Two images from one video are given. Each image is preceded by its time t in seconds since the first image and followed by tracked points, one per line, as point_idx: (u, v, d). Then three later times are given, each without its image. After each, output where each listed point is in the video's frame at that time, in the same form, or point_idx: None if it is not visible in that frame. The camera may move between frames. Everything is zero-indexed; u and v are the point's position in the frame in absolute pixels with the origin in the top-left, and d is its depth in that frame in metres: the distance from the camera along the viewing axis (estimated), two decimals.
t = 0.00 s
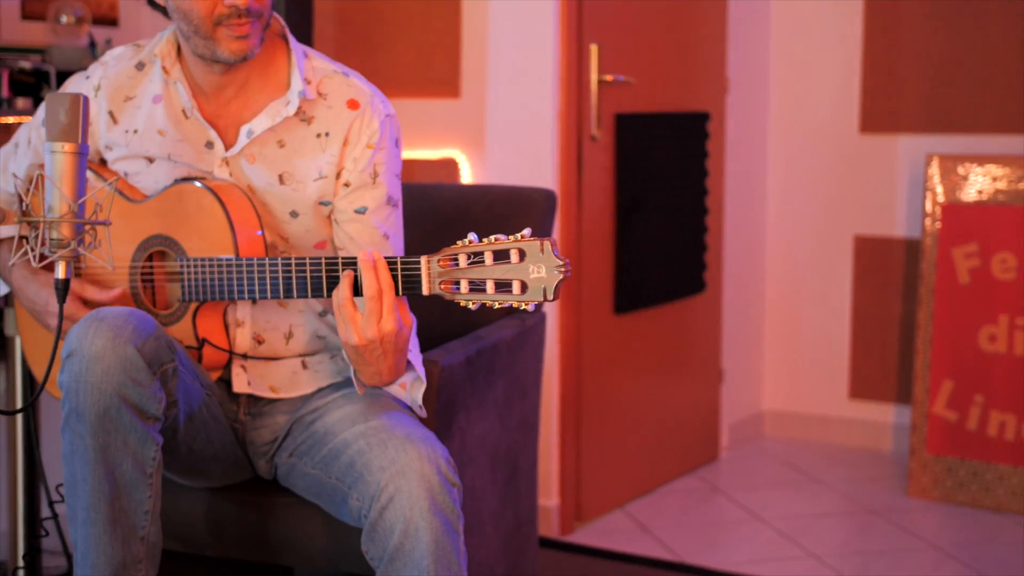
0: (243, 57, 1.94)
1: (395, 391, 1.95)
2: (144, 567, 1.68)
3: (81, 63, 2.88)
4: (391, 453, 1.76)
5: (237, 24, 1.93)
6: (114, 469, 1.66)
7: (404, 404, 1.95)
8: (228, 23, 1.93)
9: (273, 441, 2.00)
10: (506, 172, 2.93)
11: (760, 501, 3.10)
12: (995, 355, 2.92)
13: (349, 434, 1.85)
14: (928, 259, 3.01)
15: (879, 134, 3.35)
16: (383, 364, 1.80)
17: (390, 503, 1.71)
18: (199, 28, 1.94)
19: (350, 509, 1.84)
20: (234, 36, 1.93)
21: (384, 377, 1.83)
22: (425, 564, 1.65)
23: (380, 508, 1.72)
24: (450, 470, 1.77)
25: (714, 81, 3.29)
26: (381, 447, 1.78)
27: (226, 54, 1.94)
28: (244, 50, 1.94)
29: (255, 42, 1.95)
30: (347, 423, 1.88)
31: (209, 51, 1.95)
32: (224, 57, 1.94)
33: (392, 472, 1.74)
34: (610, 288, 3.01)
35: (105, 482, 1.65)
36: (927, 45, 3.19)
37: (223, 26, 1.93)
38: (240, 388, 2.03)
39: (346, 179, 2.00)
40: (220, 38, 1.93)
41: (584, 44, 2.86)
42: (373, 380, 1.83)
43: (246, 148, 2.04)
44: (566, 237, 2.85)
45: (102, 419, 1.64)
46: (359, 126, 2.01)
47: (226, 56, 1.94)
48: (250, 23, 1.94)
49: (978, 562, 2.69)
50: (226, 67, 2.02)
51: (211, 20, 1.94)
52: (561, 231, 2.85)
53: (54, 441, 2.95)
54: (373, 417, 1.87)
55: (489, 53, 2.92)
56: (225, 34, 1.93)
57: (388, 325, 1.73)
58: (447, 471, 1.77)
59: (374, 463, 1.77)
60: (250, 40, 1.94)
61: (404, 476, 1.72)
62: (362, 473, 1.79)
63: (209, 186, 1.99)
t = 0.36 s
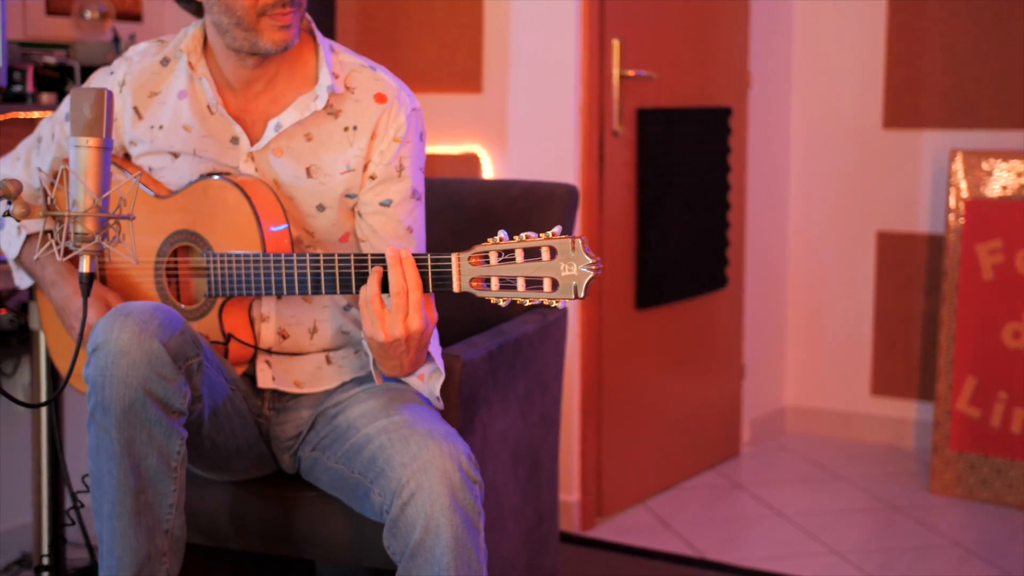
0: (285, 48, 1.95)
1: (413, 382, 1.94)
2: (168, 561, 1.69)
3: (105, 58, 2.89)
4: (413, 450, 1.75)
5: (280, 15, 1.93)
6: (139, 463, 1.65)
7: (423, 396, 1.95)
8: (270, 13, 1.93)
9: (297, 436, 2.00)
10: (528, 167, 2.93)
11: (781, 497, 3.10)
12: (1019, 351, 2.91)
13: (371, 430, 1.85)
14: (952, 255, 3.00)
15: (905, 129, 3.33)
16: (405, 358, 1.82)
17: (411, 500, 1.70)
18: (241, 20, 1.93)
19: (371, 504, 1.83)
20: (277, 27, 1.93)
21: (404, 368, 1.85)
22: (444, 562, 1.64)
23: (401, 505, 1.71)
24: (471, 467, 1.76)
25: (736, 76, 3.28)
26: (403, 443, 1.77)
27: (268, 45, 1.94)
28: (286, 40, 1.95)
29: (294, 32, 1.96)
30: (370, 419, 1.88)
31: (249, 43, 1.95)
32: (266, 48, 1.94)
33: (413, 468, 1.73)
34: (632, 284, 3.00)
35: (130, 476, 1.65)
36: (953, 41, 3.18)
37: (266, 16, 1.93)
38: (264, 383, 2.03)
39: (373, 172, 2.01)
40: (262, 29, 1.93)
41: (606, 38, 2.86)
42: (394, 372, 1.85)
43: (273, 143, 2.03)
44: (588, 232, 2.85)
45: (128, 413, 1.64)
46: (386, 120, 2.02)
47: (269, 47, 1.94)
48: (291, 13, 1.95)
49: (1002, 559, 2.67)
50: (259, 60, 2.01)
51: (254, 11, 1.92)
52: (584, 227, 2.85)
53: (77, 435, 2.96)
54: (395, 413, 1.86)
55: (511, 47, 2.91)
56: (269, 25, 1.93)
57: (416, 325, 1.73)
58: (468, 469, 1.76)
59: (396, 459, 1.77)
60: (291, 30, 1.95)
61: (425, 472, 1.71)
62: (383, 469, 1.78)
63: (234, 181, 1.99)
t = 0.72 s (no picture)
0: (310, 44, 1.95)
1: (430, 374, 1.96)
2: (191, 555, 1.70)
3: (130, 55, 2.91)
4: (438, 446, 1.75)
5: (306, 12, 1.93)
6: (163, 457, 1.66)
7: (439, 388, 1.96)
8: (297, 10, 1.93)
9: (320, 432, 2.00)
10: (551, 163, 2.93)
11: (804, 494, 3.09)
12: None
13: (396, 426, 1.85)
14: (977, 251, 2.99)
15: (927, 126, 3.33)
16: (420, 350, 1.80)
17: (437, 496, 1.69)
18: (267, 16, 1.93)
19: (395, 500, 1.83)
20: (302, 24, 1.93)
21: (418, 360, 1.83)
22: (470, 559, 1.64)
23: (426, 501, 1.70)
24: (496, 463, 1.76)
25: (758, 71, 3.27)
26: (429, 439, 1.77)
27: (293, 42, 1.94)
28: (310, 37, 1.95)
29: (319, 29, 1.96)
30: (394, 415, 1.87)
31: (275, 39, 1.95)
32: (291, 45, 1.94)
33: (438, 464, 1.72)
34: (655, 281, 3.00)
35: (154, 470, 1.65)
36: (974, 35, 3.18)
37: (292, 13, 1.92)
38: (287, 378, 2.03)
39: (395, 165, 2.00)
40: (288, 25, 1.93)
41: (630, 33, 2.84)
42: (408, 363, 1.82)
43: (297, 137, 2.04)
44: (610, 229, 2.84)
45: (152, 408, 1.64)
46: (409, 114, 2.02)
47: (294, 44, 1.94)
48: (316, 11, 1.94)
49: None
50: (283, 56, 2.01)
51: (279, 7, 1.92)
52: (607, 224, 2.84)
53: (103, 427, 2.99)
54: (419, 410, 1.86)
55: (534, 43, 2.91)
56: (295, 22, 1.93)
57: (433, 320, 1.73)
58: (494, 466, 1.76)
59: (421, 455, 1.76)
60: (316, 27, 1.95)
61: (451, 469, 1.70)
62: (408, 465, 1.78)
63: (257, 176, 2.00)
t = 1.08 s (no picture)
0: (330, 43, 1.95)
1: (457, 356, 1.97)
2: (213, 549, 1.71)
3: (153, 50, 2.92)
4: (456, 440, 1.75)
5: (327, 11, 1.93)
6: (185, 452, 1.66)
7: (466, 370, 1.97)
8: (318, 10, 1.93)
9: (341, 427, 2.00)
10: (571, 160, 2.92)
11: (825, 492, 3.08)
12: None
13: (414, 420, 1.85)
14: (1001, 249, 2.98)
15: (953, 123, 3.32)
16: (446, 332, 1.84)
17: (456, 489, 1.70)
18: (289, 15, 1.93)
19: (414, 494, 1.83)
20: (323, 23, 1.93)
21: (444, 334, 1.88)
22: (489, 551, 1.63)
23: (445, 494, 1.71)
24: (515, 456, 1.75)
25: (778, 68, 3.26)
26: (447, 433, 1.77)
27: (314, 41, 1.94)
28: (332, 36, 1.95)
29: (341, 29, 1.96)
30: (413, 410, 1.88)
31: (297, 38, 1.95)
32: (312, 44, 1.94)
33: (457, 457, 1.72)
34: (676, 278, 3.00)
35: (175, 464, 1.66)
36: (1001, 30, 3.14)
37: (313, 12, 1.93)
38: (310, 373, 2.03)
39: (419, 161, 1.99)
40: (309, 24, 1.93)
41: (652, 31, 2.84)
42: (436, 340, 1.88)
43: (318, 132, 2.03)
44: (631, 226, 2.84)
45: (172, 402, 1.65)
46: (432, 109, 2.01)
47: (315, 43, 1.94)
48: (338, 10, 1.94)
49: None
50: (303, 54, 2.02)
51: (301, 7, 1.93)
52: (627, 221, 2.84)
53: (126, 422, 3.00)
54: (438, 404, 1.86)
55: (555, 40, 2.91)
56: (315, 20, 1.93)
57: (461, 316, 1.76)
58: (512, 458, 1.75)
59: (440, 449, 1.76)
60: (338, 26, 1.95)
61: (469, 461, 1.70)
62: (427, 459, 1.78)
63: (278, 174, 2.00)
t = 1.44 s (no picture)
0: (344, 28, 1.93)
1: (511, 329, 1.98)
2: (235, 546, 1.71)
3: (175, 49, 2.90)
4: (477, 439, 1.75)
5: None
6: (207, 449, 1.67)
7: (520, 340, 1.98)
8: None
9: (363, 425, 1.99)
10: (592, 158, 2.92)
11: (846, 491, 3.08)
12: None
13: (435, 419, 1.85)
14: None
15: (975, 122, 3.34)
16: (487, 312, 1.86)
17: (476, 488, 1.69)
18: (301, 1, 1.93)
19: (435, 493, 1.83)
20: (335, 7, 1.92)
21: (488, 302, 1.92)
22: (509, 551, 1.63)
23: (465, 493, 1.71)
24: (536, 456, 1.75)
25: (799, 67, 3.25)
26: (468, 432, 1.77)
27: (328, 27, 1.93)
28: (345, 21, 1.93)
29: (355, 14, 1.94)
30: (434, 408, 1.88)
31: (311, 25, 1.94)
32: (326, 30, 1.93)
33: (477, 456, 1.72)
34: (697, 276, 2.99)
35: (197, 462, 1.66)
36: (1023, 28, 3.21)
37: None
38: (331, 371, 2.02)
39: (447, 152, 2.00)
40: (321, 9, 1.92)
41: (672, 28, 2.83)
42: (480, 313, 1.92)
43: (344, 126, 2.03)
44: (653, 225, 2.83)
45: (194, 400, 1.65)
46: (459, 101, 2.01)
47: (328, 28, 1.93)
48: None
49: None
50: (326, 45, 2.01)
51: None
52: (649, 218, 2.83)
53: (149, 419, 3.02)
54: (460, 403, 1.87)
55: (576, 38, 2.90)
56: (327, 5, 1.92)
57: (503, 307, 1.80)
58: (533, 458, 1.75)
59: (461, 448, 1.76)
60: (351, 12, 1.93)
61: (490, 461, 1.70)
62: (448, 458, 1.78)
63: (302, 171, 2.00)
